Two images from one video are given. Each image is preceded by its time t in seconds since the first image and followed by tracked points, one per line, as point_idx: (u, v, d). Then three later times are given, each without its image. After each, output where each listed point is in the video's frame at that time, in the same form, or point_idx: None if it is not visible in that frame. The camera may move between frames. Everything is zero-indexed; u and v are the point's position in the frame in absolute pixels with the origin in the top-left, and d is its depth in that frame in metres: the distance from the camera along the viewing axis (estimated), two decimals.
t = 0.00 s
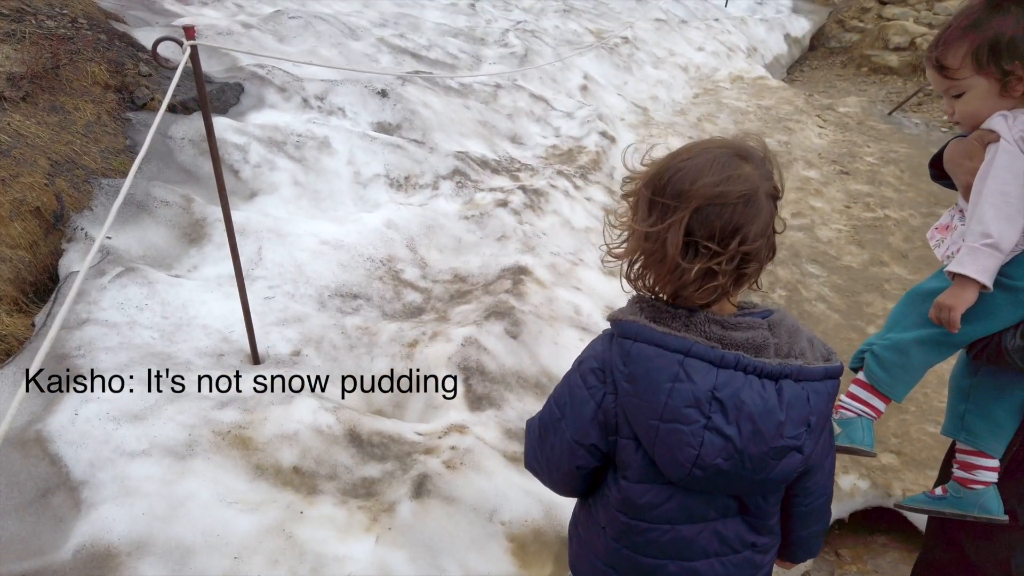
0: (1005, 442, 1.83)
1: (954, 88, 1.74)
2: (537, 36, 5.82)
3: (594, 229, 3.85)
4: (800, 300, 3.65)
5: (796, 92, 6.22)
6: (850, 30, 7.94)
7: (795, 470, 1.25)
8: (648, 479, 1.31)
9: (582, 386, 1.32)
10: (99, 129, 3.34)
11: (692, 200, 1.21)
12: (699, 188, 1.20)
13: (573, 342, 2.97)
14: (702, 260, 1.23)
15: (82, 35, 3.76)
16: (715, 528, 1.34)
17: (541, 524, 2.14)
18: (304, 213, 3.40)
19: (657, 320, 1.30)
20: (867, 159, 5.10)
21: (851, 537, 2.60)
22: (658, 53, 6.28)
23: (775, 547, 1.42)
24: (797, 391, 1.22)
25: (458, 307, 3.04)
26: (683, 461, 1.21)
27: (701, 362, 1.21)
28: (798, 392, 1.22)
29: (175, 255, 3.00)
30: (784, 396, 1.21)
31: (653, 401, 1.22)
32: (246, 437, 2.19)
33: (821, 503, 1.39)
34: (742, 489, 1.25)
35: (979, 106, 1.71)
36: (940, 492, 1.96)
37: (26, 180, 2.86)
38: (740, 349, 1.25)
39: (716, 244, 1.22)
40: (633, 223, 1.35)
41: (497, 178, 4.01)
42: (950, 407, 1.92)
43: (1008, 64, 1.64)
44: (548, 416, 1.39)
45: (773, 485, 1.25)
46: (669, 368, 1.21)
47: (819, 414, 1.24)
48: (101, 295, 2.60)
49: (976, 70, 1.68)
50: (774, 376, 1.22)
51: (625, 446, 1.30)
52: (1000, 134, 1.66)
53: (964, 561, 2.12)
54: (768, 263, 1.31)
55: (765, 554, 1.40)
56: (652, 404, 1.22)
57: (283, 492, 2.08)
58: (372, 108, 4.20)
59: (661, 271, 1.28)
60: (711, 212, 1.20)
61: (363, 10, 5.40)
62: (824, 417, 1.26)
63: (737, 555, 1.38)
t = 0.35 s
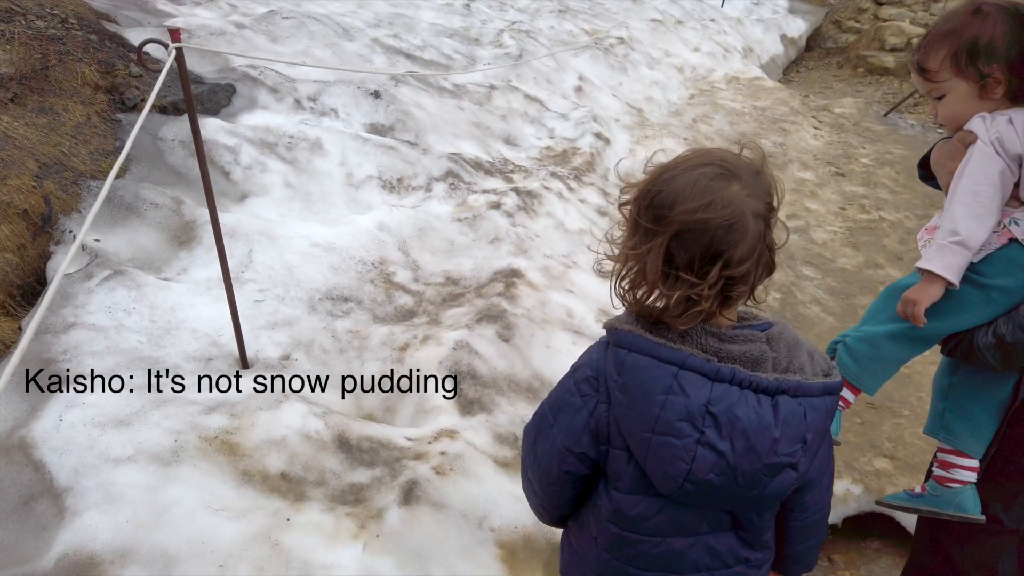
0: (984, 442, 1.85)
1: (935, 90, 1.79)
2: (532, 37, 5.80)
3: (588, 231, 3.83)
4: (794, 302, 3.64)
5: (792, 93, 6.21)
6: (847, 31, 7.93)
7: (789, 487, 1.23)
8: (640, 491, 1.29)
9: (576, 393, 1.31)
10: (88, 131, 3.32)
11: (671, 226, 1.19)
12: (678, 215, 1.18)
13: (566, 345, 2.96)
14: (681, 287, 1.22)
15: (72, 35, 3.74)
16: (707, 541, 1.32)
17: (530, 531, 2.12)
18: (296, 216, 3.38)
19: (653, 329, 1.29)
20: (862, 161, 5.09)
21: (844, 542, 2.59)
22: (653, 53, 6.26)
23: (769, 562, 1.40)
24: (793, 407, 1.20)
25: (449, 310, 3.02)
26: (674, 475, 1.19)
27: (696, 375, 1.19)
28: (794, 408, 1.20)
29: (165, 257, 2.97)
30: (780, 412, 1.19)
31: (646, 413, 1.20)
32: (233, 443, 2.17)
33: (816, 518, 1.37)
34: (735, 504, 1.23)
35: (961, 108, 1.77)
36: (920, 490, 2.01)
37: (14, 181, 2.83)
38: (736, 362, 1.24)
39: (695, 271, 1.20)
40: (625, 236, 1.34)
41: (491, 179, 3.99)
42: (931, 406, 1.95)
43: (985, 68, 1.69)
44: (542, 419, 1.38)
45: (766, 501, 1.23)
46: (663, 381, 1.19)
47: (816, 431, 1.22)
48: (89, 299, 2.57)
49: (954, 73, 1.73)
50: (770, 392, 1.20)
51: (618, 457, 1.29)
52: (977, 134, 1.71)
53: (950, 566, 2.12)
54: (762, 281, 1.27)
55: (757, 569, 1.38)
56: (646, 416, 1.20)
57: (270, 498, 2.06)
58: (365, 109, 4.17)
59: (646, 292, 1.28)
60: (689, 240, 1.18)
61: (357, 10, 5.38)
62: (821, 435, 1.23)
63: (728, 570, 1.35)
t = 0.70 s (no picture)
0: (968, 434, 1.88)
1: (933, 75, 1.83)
2: (528, 36, 5.79)
3: (584, 231, 3.83)
4: (790, 301, 3.63)
5: (788, 92, 6.21)
6: (843, 30, 7.93)
7: (794, 496, 1.22)
8: (642, 497, 1.28)
9: (578, 399, 1.30)
10: (82, 130, 3.30)
11: (671, 216, 1.19)
12: (679, 206, 1.18)
13: (562, 345, 2.95)
14: (682, 279, 1.21)
15: (66, 34, 3.72)
16: (710, 547, 1.31)
17: (526, 531, 2.11)
18: (291, 215, 3.37)
19: (656, 336, 1.27)
20: (858, 160, 5.09)
21: (841, 542, 2.59)
22: (650, 52, 6.25)
23: (772, 568, 1.39)
24: (799, 415, 1.20)
25: (445, 309, 3.01)
26: (678, 483, 1.18)
27: (700, 383, 1.18)
28: (799, 416, 1.20)
29: (159, 258, 2.96)
30: (785, 421, 1.18)
31: (649, 421, 1.19)
32: (227, 444, 2.16)
33: (821, 524, 1.36)
34: (739, 512, 1.22)
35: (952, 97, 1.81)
36: (904, 480, 2.05)
37: (7, 181, 2.81)
38: (741, 370, 1.22)
39: (695, 262, 1.19)
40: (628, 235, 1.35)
41: (487, 179, 3.98)
42: (917, 396, 1.98)
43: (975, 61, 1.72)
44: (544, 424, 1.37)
45: (770, 510, 1.23)
46: (667, 389, 1.18)
47: (821, 439, 1.21)
48: (82, 299, 2.56)
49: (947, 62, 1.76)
50: (775, 400, 1.19)
51: (621, 463, 1.28)
52: (968, 126, 1.73)
53: (938, 561, 2.16)
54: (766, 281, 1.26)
55: None
56: (649, 424, 1.19)
57: (265, 500, 2.05)
58: (360, 108, 4.16)
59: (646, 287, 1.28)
60: (689, 230, 1.18)
61: (353, 9, 5.36)
62: (826, 443, 1.23)
63: None
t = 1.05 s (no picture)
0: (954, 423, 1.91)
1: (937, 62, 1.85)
2: (525, 34, 5.78)
3: (581, 228, 3.82)
4: (787, 299, 3.64)
5: (784, 90, 6.21)
6: (839, 28, 7.94)
7: (801, 497, 1.21)
8: (647, 492, 1.28)
9: (588, 392, 1.30)
10: (76, 128, 3.28)
11: (696, 199, 1.19)
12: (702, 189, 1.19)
13: (559, 343, 2.95)
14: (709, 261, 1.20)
15: (59, 32, 3.70)
16: (713, 546, 1.30)
17: (524, 530, 2.11)
18: (287, 214, 3.36)
19: (667, 331, 1.27)
20: (854, 158, 5.10)
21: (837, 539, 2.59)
22: (646, 50, 6.25)
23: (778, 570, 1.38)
24: (808, 416, 1.19)
25: (442, 307, 3.00)
26: (683, 478, 1.18)
27: (709, 379, 1.18)
28: (808, 417, 1.19)
29: (154, 256, 2.95)
30: (794, 421, 1.17)
31: (657, 415, 1.19)
32: (224, 442, 2.15)
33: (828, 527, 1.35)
34: (745, 511, 1.22)
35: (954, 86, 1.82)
36: (886, 469, 2.06)
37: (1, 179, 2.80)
38: (752, 369, 1.21)
39: (723, 243, 1.19)
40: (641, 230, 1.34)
41: (483, 177, 3.97)
42: (904, 386, 1.99)
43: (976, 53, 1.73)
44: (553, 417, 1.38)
45: (777, 510, 1.22)
46: (676, 383, 1.18)
47: (829, 441, 1.20)
48: (77, 298, 2.55)
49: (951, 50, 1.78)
50: (784, 400, 1.18)
51: (629, 457, 1.28)
52: (964, 115, 1.76)
53: (917, 542, 2.17)
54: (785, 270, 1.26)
55: None
56: (657, 418, 1.19)
57: (261, 498, 2.04)
58: (356, 106, 4.15)
59: (669, 275, 1.26)
60: (715, 212, 1.18)
61: (348, 7, 5.34)
62: (835, 445, 1.22)
63: None
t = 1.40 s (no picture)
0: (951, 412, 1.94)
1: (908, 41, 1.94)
2: (521, 28, 5.77)
3: (578, 222, 3.82)
4: (783, 292, 3.65)
5: (781, 84, 6.21)
6: (835, 23, 7.94)
7: (803, 471, 1.21)
8: (649, 466, 1.29)
9: (592, 368, 1.31)
10: (73, 122, 3.27)
11: (718, 180, 1.23)
12: (721, 170, 1.23)
13: (556, 336, 2.95)
14: (732, 239, 1.24)
15: (55, 26, 3.68)
16: (713, 524, 1.31)
17: (522, 521, 2.12)
18: (284, 208, 3.36)
19: (673, 306, 1.30)
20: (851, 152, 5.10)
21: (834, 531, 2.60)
22: (643, 45, 6.24)
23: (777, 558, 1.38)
24: (810, 389, 1.20)
25: (439, 301, 3.01)
26: (686, 448, 1.19)
27: (713, 351, 1.19)
28: (811, 390, 1.20)
29: (151, 250, 2.94)
30: (796, 393, 1.18)
31: (662, 386, 1.20)
32: (222, 435, 2.15)
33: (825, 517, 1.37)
34: (747, 485, 1.22)
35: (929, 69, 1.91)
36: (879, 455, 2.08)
37: None
38: (756, 342, 1.23)
39: (746, 220, 1.23)
40: (651, 216, 1.36)
41: (480, 171, 3.97)
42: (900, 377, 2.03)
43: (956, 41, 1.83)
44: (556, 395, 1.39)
45: (779, 484, 1.22)
46: (680, 354, 1.19)
47: (832, 416, 1.21)
48: (74, 292, 2.54)
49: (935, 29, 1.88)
50: (787, 372, 1.19)
51: (633, 433, 1.29)
52: (931, 106, 1.86)
53: (910, 529, 2.18)
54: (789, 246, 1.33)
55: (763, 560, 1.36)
56: (661, 389, 1.20)
57: (260, 491, 2.04)
58: (353, 101, 4.14)
59: (691, 257, 1.28)
60: (736, 190, 1.22)
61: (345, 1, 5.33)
62: (838, 422, 1.22)
63: (734, 561, 1.34)
